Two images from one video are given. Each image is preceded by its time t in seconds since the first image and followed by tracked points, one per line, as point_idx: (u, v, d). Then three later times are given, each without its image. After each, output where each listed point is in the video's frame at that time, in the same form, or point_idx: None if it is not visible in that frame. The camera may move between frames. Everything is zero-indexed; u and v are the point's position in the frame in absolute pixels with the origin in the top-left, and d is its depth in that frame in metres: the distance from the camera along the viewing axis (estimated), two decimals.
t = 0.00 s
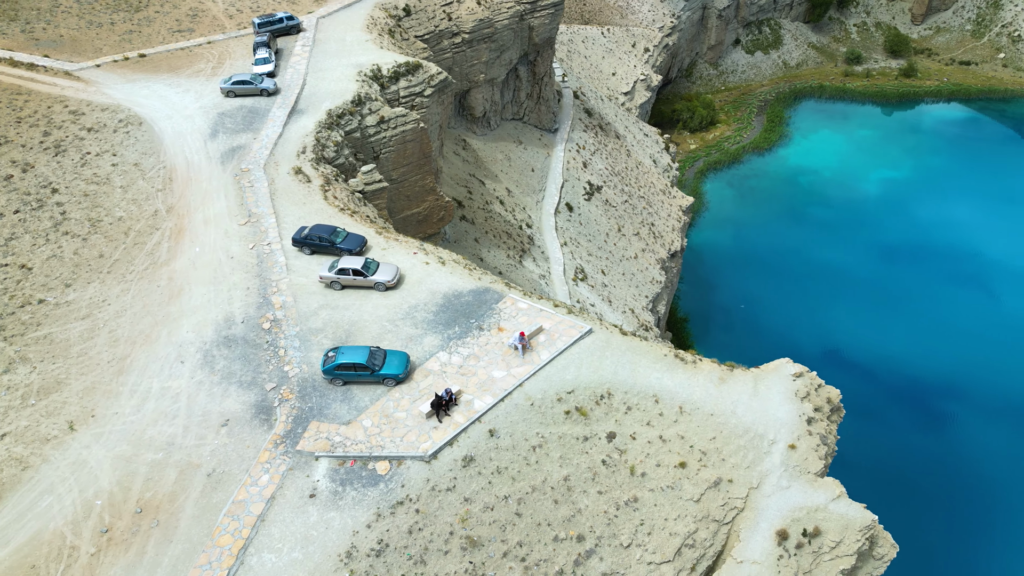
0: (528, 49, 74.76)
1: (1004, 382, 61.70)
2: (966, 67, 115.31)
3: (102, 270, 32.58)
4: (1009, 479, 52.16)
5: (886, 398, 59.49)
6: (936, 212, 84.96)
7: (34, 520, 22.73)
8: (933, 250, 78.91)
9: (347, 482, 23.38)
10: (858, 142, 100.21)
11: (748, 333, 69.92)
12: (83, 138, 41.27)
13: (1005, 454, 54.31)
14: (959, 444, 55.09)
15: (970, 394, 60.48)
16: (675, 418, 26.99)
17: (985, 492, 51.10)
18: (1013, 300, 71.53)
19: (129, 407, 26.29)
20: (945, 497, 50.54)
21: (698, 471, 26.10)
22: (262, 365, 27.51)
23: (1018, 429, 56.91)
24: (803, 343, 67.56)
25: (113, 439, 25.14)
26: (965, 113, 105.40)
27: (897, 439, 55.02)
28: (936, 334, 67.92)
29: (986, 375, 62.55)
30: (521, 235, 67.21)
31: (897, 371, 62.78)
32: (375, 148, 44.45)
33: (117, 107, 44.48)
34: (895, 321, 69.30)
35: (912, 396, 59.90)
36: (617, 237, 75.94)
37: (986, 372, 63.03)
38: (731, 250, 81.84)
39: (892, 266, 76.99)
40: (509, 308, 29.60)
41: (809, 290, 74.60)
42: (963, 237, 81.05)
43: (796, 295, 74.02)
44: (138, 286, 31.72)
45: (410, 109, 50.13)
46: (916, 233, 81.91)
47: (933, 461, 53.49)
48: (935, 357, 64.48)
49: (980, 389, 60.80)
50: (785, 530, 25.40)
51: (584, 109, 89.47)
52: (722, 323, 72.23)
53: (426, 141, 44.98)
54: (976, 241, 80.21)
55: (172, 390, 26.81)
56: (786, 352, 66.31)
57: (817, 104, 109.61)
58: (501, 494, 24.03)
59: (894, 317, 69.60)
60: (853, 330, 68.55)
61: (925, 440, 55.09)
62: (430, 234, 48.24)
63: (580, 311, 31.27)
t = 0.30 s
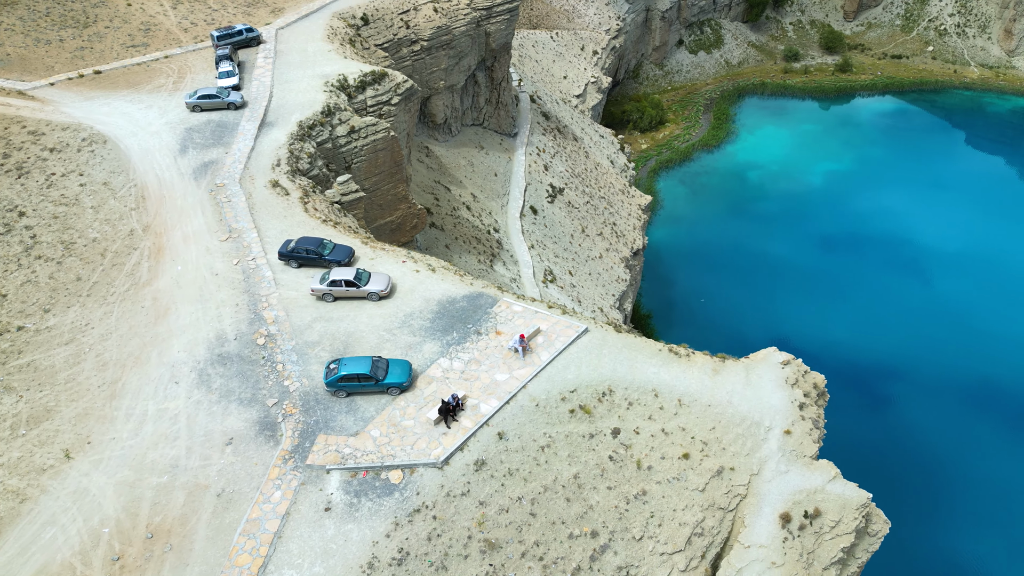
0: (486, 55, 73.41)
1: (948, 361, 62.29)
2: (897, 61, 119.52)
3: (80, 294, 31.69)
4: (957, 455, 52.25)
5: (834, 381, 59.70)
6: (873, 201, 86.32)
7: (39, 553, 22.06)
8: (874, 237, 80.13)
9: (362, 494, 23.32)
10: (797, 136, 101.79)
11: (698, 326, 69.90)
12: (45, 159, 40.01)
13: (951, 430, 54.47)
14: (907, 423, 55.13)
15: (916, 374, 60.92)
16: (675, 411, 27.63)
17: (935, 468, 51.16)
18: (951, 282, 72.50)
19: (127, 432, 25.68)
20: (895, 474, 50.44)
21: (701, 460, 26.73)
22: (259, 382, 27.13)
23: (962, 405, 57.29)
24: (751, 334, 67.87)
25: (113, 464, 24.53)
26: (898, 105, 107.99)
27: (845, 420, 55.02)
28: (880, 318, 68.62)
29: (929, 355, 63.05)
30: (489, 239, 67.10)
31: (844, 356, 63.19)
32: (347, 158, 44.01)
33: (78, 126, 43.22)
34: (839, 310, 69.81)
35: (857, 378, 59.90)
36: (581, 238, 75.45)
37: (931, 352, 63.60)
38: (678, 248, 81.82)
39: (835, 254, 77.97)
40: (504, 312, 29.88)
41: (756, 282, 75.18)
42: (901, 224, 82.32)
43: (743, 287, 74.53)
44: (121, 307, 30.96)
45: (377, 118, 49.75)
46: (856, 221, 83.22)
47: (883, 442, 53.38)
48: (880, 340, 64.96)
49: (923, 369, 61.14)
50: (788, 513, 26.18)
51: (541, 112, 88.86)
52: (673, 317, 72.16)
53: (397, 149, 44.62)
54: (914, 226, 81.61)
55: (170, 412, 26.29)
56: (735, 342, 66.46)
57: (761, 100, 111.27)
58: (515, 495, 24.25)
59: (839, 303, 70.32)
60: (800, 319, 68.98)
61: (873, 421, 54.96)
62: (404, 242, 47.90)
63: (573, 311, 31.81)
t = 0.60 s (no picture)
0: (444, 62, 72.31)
1: (888, 346, 63.53)
2: (834, 57, 123.31)
3: (61, 318, 30.76)
4: (904, 434, 53.08)
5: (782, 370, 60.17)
6: (810, 194, 88.39)
7: None
8: (812, 229, 81.83)
9: (378, 504, 23.27)
10: (736, 134, 103.68)
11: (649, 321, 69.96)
12: (8, 181, 38.64)
13: (897, 410, 55.36)
14: (854, 406, 55.75)
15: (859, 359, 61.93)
16: (674, 403, 28.26)
17: (882, 449, 51.74)
18: (887, 269, 74.25)
19: (127, 456, 25.08)
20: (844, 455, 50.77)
21: (703, 451, 27.38)
22: (258, 399, 26.78)
23: (905, 385, 58.40)
24: (701, 327, 68.22)
25: (117, 490, 23.95)
26: (829, 102, 111.16)
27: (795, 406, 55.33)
28: (822, 307, 69.72)
29: (871, 340, 64.34)
30: (458, 245, 66.81)
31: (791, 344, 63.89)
32: (318, 169, 43.39)
33: (39, 146, 41.86)
34: (784, 301, 70.85)
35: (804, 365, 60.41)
36: (546, 240, 75.44)
37: (872, 338, 64.81)
38: (625, 246, 82.14)
39: (776, 248, 79.31)
40: (500, 315, 30.15)
41: (703, 277, 75.86)
42: (837, 215, 84.30)
43: (690, 282, 75.16)
44: (106, 330, 30.16)
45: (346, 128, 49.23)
46: (795, 215, 84.92)
47: (832, 425, 53.83)
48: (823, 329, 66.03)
49: (866, 354, 62.19)
50: (789, 497, 26.98)
51: (500, 117, 88.47)
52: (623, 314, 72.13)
53: (369, 159, 44.10)
54: (850, 218, 83.60)
55: (171, 434, 25.78)
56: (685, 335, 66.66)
57: (708, 99, 113.55)
58: (528, 495, 24.52)
59: (782, 296, 71.40)
60: (746, 312, 69.73)
61: (822, 406, 55.43)
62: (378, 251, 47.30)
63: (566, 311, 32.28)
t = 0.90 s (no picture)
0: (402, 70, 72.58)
1: (830, 334, 64.82)
2: (773, 55, 127.01)
3: (42, 344, 29.80)
4: (853, 419, 54.06)
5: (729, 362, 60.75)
6: (749, 188, 90.02)
7: None
8: (752, 222, 83.25)
9: (395, 513, 23.28)
10: (675, 132, 105.21)
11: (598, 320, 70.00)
12: None
13: (845, 394, 56.34)
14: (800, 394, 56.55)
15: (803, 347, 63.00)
16: (672, 397, 28.90)
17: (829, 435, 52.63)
18: (824, 258, 75.92)
19: (130, 481, 24.50)
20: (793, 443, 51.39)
21: (703, 442, 28.02)
22: (260, 415, 26.44)
23: (849, 370, 59.58)
24: (649, 324, 68.53)
25: (123, 517, 23.39)
26: (763, 99, 113.83)
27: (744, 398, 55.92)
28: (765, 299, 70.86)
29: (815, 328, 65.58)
30: (427, 253, 66.11)
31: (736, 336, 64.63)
32: (291, 181, 42.96)
33: None
34: (728, 294, 71.74)
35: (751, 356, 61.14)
36: (512, 244, 75.42)
37: (813, 326, 66.05)
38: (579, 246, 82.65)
39: (718, 242, 80.40)
40: (495, 319, 30.45)
41: (649, 273, 76.38)
42: (775, 207, 85.98)
43: (637, 279, 75.56)
44: (92, 354, 29.36)
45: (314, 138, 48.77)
46: (735, 209, 86.32)
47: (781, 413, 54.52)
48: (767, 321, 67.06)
49: (809, 343, 63.30)
50: (787, 481, 27.71)
51: (458, 123, 88.38)
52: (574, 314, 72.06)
53: (340, 169, 43.82)
54: (788, 209, 85.34)
55: (173, 456, 25.28)
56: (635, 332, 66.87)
57: (655, 100, 115.33)
58: (541, 495, 24.79)
59: (726, 289, 72.33)
60: (692, 307, 70.40)
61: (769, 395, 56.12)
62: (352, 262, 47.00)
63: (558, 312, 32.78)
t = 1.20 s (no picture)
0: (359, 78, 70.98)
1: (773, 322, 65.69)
2: (714, 54, 130.10)
3: (25, 371, 28.83)
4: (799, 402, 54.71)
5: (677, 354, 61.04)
6: (690, 184, 91.23)
7: None
8: (695, 217, 84.28)
9: (412, 521, 23.34)
10: (617, 133, 106.23)
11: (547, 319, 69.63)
12: None
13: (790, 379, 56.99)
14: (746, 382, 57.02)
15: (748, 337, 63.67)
16: (668, 390, 29.59)
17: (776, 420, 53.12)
18: (765, 251, 77.25)
19: (135, 506, 23.95)
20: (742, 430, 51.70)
21: (703, 432, 28.65)
22: (263, 431, 26.12)
23: (794, 355, 60.32)
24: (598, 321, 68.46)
25: (132, 543, 22.85)
26: (702, 98, 115.75)
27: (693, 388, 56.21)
28: (709, 291, 71.58)
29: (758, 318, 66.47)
30: (395, 261, 64.93)
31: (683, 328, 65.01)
32: (263, 194, 42.38)
33: None
34: (673, 288, 72.27)
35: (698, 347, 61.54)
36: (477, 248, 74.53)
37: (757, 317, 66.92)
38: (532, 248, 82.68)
39: (663, 238, 81.07)
40: (491, 323, 30.95)
41: (597, 272, 76.53)
42: (716, 202, 87.24)
43: (584, 278, 75.60)
44: (80, 379, 28.55)
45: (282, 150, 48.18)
46: (678, 205, 87.31)
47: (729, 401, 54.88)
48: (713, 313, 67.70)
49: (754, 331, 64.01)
50: (784, 466, 28.36)
51: (416, 130, 87.58)
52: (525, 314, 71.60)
53: (312, 181, 43.41)
54: (729, 204, 86.66)
55: (177, 478, 24.78)
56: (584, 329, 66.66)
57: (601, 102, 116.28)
58: (553, 494, 25.09)
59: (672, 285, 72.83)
60: (639, 302, 70.61)
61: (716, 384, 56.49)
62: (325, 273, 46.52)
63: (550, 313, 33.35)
